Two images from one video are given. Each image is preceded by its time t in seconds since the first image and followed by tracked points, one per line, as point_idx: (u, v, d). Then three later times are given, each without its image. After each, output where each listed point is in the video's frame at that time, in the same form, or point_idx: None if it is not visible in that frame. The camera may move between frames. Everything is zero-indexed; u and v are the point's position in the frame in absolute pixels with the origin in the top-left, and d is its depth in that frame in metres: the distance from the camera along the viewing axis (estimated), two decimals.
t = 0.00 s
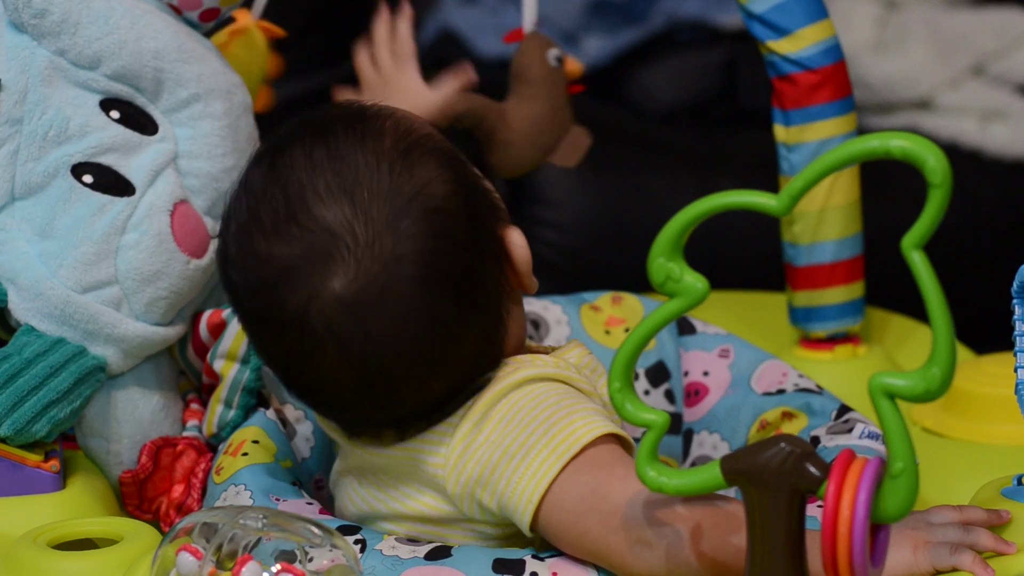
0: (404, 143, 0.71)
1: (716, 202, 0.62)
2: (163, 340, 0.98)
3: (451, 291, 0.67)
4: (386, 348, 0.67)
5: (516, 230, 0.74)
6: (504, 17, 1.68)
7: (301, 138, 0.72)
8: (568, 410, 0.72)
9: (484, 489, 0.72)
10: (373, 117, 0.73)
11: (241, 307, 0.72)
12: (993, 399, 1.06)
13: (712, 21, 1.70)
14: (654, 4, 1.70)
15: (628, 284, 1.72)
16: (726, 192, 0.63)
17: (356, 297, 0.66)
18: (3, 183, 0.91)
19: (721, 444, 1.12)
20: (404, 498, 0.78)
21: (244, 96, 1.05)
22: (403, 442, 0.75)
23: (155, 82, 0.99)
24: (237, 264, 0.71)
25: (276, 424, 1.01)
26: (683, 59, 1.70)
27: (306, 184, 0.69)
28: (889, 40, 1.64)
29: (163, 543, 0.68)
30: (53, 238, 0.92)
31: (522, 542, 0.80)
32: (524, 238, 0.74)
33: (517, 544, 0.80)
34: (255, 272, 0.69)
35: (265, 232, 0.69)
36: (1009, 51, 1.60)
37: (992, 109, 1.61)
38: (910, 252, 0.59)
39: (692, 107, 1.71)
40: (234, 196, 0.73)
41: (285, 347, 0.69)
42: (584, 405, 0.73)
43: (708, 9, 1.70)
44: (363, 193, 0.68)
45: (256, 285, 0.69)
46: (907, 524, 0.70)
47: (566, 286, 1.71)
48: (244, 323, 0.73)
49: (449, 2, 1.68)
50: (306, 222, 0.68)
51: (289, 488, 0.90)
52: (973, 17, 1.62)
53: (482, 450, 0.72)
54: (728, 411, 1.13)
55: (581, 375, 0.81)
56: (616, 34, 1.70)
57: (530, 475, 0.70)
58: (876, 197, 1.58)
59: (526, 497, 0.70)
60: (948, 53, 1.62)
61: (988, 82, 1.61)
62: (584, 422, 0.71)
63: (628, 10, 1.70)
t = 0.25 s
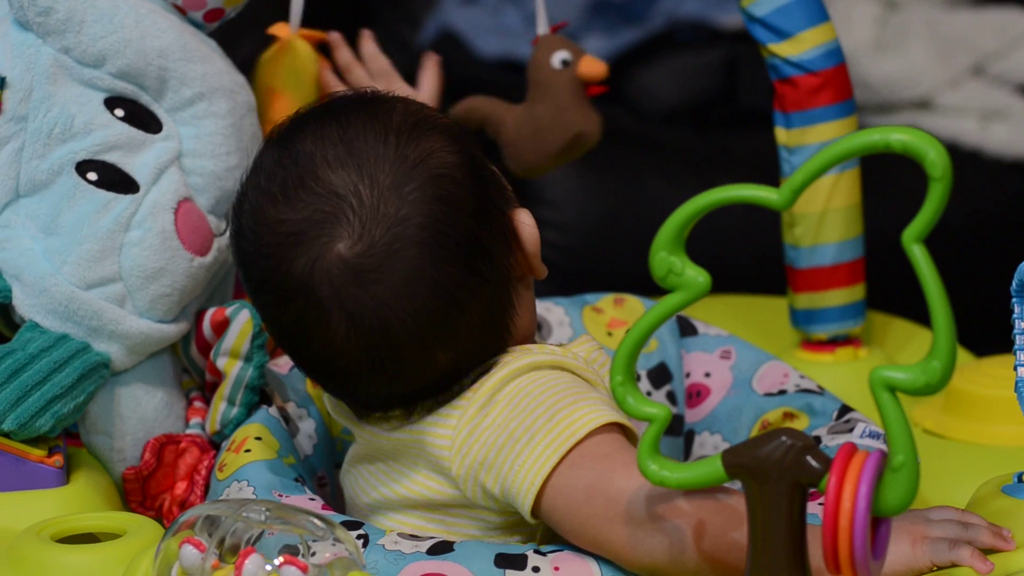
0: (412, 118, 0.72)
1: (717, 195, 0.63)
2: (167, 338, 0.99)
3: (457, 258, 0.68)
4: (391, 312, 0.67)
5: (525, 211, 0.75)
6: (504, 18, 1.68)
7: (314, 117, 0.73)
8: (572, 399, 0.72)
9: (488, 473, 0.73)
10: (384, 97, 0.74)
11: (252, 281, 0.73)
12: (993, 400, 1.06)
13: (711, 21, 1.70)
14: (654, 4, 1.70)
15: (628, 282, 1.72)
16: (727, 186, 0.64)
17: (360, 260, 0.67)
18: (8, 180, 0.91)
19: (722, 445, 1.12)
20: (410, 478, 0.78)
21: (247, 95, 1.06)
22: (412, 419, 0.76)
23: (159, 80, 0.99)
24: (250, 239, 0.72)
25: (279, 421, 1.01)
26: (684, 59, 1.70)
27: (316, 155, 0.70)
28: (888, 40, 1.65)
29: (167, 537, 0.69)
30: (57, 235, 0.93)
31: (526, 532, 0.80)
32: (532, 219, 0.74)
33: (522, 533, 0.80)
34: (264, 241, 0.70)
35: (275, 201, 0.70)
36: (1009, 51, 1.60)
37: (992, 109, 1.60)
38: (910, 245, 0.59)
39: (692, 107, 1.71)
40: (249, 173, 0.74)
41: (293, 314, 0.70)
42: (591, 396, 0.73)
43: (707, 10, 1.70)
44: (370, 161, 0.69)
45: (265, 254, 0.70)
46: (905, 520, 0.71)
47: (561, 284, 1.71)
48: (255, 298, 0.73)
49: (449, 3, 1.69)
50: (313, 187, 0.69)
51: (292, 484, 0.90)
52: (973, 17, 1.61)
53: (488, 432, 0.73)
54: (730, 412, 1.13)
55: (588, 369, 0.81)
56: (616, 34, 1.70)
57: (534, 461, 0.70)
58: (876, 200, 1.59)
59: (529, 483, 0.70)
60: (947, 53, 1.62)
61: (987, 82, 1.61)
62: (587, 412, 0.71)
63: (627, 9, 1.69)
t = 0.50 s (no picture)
0: (401, 143, 0.71)
1: (712, 202, 0.62)
2: (162, 341, 0.98)
3: (453, 292, 0.67)
4: (389, 351, 0.66)
5: (515, 228, 0.74)
6: (503, 18, 1.68)
7: (297, 144, 0.71)
8: (567, 417, 0.72)
9: (484, 495, 0.73)
10: (369, 119, 0.73)
11: (240, 314, 0.71)
12: (990, 399, 1.06)
13: (711, 21, 1.69)
14: (654, 4, 1.68)
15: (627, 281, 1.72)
16: (722, 192, 0.63)
17: (357, 301, 0.66)
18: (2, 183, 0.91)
19: (720, 446, 1.11)
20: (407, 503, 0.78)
21: (242, 96, 1.05)
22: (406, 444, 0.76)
23: (153, 82, 0.98)
24: (237, 273, 0.71)
25: (274, 424, 1.01)
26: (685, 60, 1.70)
27: (305, 189, 0.68)
28: (888, 40, 1.64)
29: (162, 545, 0.68)
30: (51, 239, 0.92)
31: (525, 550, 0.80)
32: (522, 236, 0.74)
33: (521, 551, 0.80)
34: (254, 280, 0.69)
35: (265, 239, 0.69)
36: (1009, 51, 1.59)
37: (992, 109, 1.60)
38: (908, 252, 0.59)
39: (692, 107, 1.71)
40: (232, 202, 0.73)
41: (286, 351, 0.69)
42: (584, 410, 0.73)
43: (707, 10, 1.68)
44: (362, 195, 0.67)
45: (256, 292, 0.69)
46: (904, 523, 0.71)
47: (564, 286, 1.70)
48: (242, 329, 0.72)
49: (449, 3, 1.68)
50: (305, 224, 0.67)
51: (288, 489, 0.90)
52: (974, 17, 1.61)
53: (483, 454, 0.73)
54: (727, 412, 1.13)
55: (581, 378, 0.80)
56: (616, 34, 1.70)
57: (530, 482, 0.70)
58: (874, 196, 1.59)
59: (526, 505, 0.70)
60: (948, 53, 1.61)
61: (988, 82, 1.60)
62: (582, 429, 0.71)
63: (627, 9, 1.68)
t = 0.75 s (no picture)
0: (399, 149, 0.71)
1: (711, 201, 0.63)
2: (162, 341, 0.98)
3: (456, 298, 0.67)
4: (395, 360, 0.66)
5: (515, 230, 0.74)
6: (503, 19, 1.66)
7: (295, 155, 0.71)
8: (568, 418, 0.72)
9: (486, 497, 0.73)
10: (364, 125, 0.72)
11: (244, 324, 0.72)
12: (990, 400, 1.06)
13: (711, 21, 1.70)
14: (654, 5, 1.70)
15: (628, 282, 1.70)
16: (721, 190, 0.63)
17: (362, 310, 0.66)
18: (2, 183, 0.92)
19: (720, 447, 1.11)
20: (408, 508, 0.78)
21: (242, 96, 1.05)
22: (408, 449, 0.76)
23: (153, 82, 0.99)
24: (240, 283, 0.71)
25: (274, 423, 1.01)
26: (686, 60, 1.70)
27: (305, 200, 0.68)
28: (888, 39, 1.65)
29: (163, 543, 0.69)
30: (52, 238, 0.92)
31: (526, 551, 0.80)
32: (522, 238, 0.74)
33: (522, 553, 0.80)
34: (258, 290, 0.69)
35: (267, 251, 0.69)
36: (1008, 51, 1.59)
37: (992, 109, 1.60)
38: (908, 251, 0.59)
39: (693, 107, 1.71)
40: (232, 212, 0.73)
41: (292, 361, 0.69)
42: (587, 412, 0.73)
43: (707, 10, 1.69)
44: (363, 205, 0.67)
45: (260, 303, 0.69)
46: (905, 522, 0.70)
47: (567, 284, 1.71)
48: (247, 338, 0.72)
49: (449, 3, 1.69)
50: (306, 236, 0.67)
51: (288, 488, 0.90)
52: (974, 17, 1.61)
53: (485, 457, 0.73)
54: (727, 411, 1.13)
55: (583, 379, 0.80)
56: (616, 34, 1.70)
57: (533, 485, 0.70)
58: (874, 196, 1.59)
59: (529, 508, 0.70)
60: (948, 53, 1.62)
61: (988, 82, 1.60)
62: (584, 430, 0.71)
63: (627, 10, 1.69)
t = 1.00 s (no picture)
0: (429, 129, 0.72)
1: (714, 200, 0.63)
2: (164, 339, 0.98)
3: (484, 274, 0.68)
4: (421, 331, 0.66)
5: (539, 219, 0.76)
6: (503, 18, 1.67)
7: (328, 130, 0.72)
8: (579, 412, 0.72)
9: (491, 487, 0.73)
10: (396, 108, 0.73)
11: (266, 298, 0.71)
12: (991, 400, 1.06)
13: (711, 21, 1.71)
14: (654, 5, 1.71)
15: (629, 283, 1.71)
16: (724, 190, 0.63)
17: (392, 280, 0.66)
18: (4, 182, 0.91)
19: (721, 447, 1.12)
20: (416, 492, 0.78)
21: (245, 96, 1.05)
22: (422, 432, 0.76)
23: (156, 81, 0.99)
24: (266, 257, 0.71)
25: (276, 422, 1.01)
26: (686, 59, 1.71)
27: (337, 172, 0.69)
28: (888, 39, 1.66)
29: (164, 541, 0.69)
30: (54, 237, 0.92)
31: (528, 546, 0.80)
32: (545, 227, 0.76)
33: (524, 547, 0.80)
34: (284, 262, 0.69)
35: (297, 221, 0.69)
36: (1009, 51, 1.59)
37: (992, 109, 1.60)
38: (910, 250, 0.59)
39: (691, 107, 1.74)
40: (259, 186, 0.73)
41: (314, 335, 0.69)
42: (596, 408, 0.73)
43: (707, 10, 1.71)
44: (395, 178, 0.68)
45: (287, 274, 0.69)
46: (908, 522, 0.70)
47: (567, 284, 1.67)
48: (267, 315, 0.72)
49: (449, 4, 1.70)
50: (338, 205, 0.68)
51: (290, 486, 0.90)
52: (975, 16, 1.62)
53: (495, 446, 0.72)
54: (728, 412, 1.13)
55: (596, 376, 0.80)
56: (616, 34, 1.70)
57: (539, 476, 0.70)
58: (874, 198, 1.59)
59: (534, 499, 0.70)
60: (948, 53, 1.62)
61: (987, 82, 1.60)
62: (594, 426, 0.71)
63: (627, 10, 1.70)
